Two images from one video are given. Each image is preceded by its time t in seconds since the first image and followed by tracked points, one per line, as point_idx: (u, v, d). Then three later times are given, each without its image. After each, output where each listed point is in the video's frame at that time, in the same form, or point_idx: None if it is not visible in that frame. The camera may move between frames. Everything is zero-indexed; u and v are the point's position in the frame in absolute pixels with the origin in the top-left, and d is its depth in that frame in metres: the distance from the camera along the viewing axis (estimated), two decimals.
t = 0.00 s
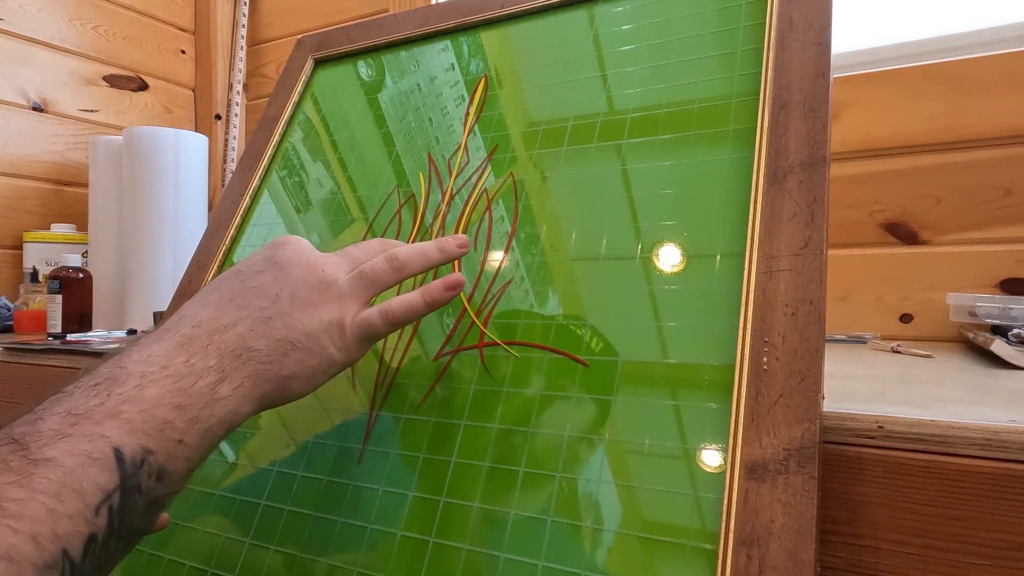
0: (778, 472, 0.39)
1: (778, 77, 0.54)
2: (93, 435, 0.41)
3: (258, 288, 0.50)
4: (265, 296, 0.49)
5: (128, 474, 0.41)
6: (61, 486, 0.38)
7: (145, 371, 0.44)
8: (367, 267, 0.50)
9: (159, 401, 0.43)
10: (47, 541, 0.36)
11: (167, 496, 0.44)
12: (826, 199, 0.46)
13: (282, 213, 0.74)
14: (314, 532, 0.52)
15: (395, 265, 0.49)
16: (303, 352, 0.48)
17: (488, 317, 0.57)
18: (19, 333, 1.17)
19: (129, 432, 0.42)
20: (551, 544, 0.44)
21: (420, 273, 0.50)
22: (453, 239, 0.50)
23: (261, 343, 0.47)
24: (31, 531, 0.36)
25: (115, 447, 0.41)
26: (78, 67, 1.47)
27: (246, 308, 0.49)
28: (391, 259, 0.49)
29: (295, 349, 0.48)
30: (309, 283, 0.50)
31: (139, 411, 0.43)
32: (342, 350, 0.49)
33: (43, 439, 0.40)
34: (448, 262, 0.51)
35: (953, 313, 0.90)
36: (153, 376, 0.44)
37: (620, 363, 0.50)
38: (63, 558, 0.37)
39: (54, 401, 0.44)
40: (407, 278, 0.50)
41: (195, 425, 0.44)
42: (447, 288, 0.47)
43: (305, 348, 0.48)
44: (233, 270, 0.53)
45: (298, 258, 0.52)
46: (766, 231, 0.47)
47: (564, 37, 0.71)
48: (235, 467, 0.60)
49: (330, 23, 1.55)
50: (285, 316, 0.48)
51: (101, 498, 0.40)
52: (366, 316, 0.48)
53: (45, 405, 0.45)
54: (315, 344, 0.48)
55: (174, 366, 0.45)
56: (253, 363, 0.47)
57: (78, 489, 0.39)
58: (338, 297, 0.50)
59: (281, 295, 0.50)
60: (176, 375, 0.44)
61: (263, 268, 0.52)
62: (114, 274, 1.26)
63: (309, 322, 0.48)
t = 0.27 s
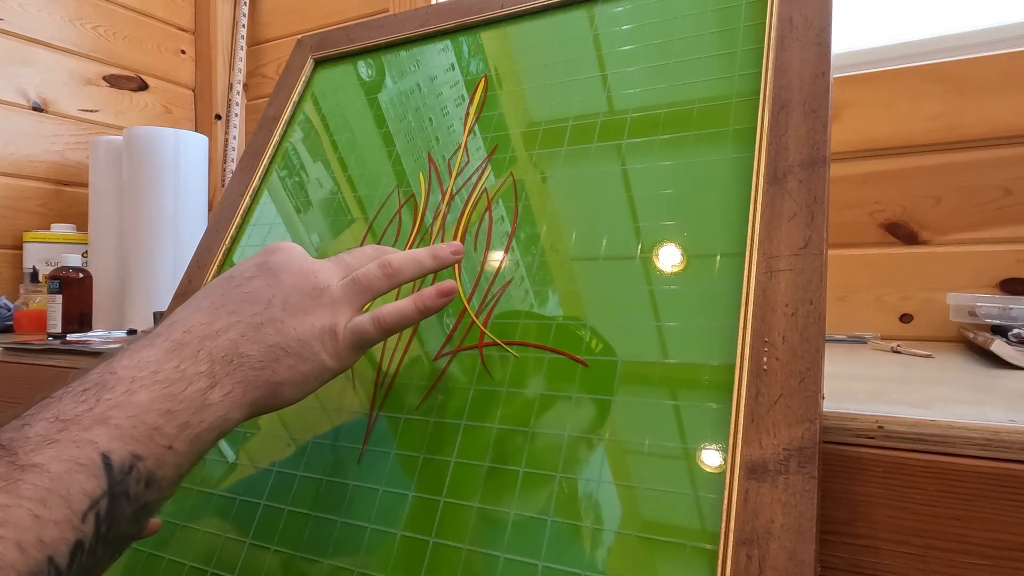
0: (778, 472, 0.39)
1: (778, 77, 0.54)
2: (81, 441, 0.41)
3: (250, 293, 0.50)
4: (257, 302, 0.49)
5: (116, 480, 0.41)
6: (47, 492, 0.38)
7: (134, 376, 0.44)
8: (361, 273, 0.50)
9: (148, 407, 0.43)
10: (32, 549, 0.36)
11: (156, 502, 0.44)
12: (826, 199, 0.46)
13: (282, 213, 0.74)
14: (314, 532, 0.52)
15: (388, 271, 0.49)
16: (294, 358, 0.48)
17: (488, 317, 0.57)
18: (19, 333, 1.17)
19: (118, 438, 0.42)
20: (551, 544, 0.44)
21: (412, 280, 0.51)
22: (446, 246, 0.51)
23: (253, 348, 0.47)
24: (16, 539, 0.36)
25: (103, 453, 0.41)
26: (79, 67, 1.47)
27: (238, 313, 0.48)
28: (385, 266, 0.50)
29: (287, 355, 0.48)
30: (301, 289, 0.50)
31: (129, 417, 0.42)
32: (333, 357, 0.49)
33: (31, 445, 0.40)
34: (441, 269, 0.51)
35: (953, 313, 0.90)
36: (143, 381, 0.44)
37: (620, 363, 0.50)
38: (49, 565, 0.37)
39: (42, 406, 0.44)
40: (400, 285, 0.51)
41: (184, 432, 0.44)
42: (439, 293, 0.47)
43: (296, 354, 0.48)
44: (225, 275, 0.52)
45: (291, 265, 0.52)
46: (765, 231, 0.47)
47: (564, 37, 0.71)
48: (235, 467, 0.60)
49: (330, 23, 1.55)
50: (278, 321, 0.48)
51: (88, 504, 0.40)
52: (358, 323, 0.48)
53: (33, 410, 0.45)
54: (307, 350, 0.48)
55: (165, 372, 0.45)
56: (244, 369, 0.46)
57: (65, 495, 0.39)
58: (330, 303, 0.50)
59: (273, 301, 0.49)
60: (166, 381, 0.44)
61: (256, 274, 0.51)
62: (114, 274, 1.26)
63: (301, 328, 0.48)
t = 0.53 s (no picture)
0: (778, 472, 0.39)
1: (778, 77, 0.54)
2: (73, 441, 0.41)
3: (245, 294, 0.50)
4: (251, 302, 0.49)
5: (109, 481, 0.41)
6: (39, 493, 0.38)
7: (128, 377, 0.44)
8: (356, 274, 0.50)
9: (141, 407, 0.43)
10: (25, 550, 0.37)
11: (151, 501, 0.44)
12: (826, 199, 0.46)
13: (282, 213, 0.74)
14: (314, 532, 0.52)
15: (383, 272, 0.49)
16: (289, 358, 0.48)
17: (488, 317, 0.57)
18: (19, 333, 1.17)
19: (110, 438, 0.42)
20: (551, 544, 0.44)
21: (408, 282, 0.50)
22: (441, 247, 0.50)
23: (247, 349, 0.47)
24: (8, 540, 0.36)
25: (96, 454, 0.41)
26: (79, 67, 1.47)
27: (232, 313, 0.49)
28: (379, 267, 0.49)
29: (281, 356, 0.48)
30: (296, 290, 0.50)
31: (122, 418, 0.42)
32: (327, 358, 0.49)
33: (24, 445, 0.40)
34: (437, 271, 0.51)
35: (953, 313, 0.90)
36: (136, 382, 0.44)
37: (620, 363, 0.50)
38: (41, 566, 0.37)
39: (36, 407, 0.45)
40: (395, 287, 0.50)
41: (177, 432, 0.44)
42: (434, 295, 0.47)
43: (290, 355, 0.48)
44: (220, 276, 0.53)
45: (285, 265, 0.52)
46: (765, 231, 0.47)
47: (564, 37, 0.71)
48: (235, 467, 0.60)
49: (330, 24, 1.55)
50: (272, 322, 0.48)
51: (81, 505, 0.40)
52: (352, 323, 0.48)
53: (28, 410, 0.45)
54: (301, 351, 0.48)
55: (158, 372, 0.45)
56: (238, 369, 0.46)
57: (57, 496, 0.39)
58: (325, 304, 0.50)
59: (268, 301, 0.50)
60: (160, 381, 0.44)
61: (250, 275, 0.52)
62: (114, 274, 1.26)
63: (295, 329, 0.48)
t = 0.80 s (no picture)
0: (778, 472, 0.39)
1: (778, 77, 0.54)
2: (62, 442, 0.41)
3: (238, 295, 0.49)
4: (244, 304, 0.49)
5: (99, 483, 0.42)
6: (29, 494, 0.39)
7: (118, 379, 0.44)
8: (349, 276, 0.49)
9: (132, 409, 0.43)
10: (15, 551, 0.37)
11: (140, 504, 0.45)
12: (825, 199, 0.46)
13: (282, 213, 0.74)
14: (314, 532, 0.52)
15: (376, 275, 0.49)
16: (282, 361, 0.47)
17: (488, 317, 0.57)
18: (19, 333, 1.17)
19: (100, 441, 0.42)
20: (551, 544, 0.44)
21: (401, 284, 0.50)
22: (435, 250, 0.50)
23: (240, 351, 0.47)
24: None
25: (87, 456, 0.41)
26: (79, 67, 1.47)
27: (225, 315, 0.48)
28: (373, 269, 0.49)
29: (274, 358, 0.47)
30: (289, 293, 0.49)
31: (113, 420, 0.43)
32: (320, 360, 0.48)
33: (14, 446, 0.41)
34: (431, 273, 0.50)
35: (953, 313, 0.90)
36: (127, 384, 0.44)
37: (620, 363, 0.50)
38: (31, 567, 0.38)
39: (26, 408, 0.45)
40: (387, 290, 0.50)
41: (168, 434, 0.44)
42: (427, 298, 0.46)
43: (283, 357, 0.47)
44: (213, 278, 0.52)
45: (279, 267, 0.51)
46: (765, 231, 0.47)
47: (564, 37, 0.71)
48: (235, 467, 0.60)
49: (330, 24, 1.55)
50: (265, 324, 0.48)
51: (71, 506, 0.40)
52: (345, 326, 0.48)
53: (18, 411, 0.45)
54: (294, 353, 0.48)
55: (150, 374, 0.45)
56: (231, 371, 0.46)
57: (46, 498, 0.39)
58: (319, 306, 0.49)
59: (261, 303, 0.49)
60: (151, 383, 0.44)
61: (243, 277, 0.51)
62: (114, 274, 1.26)
63: (289, 331, 0.48)
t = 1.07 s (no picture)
0: (778, 472, 0.39)
1: (778, 77, 0.54)
2: (51, 444, 0.41)
3: (230, 297, 0.50)
4: (236, 306, 0.49)
5: (88, 484, 0.41)
6: (17, 495, 0.39)
7: (109, 381, 0.44)
8: (341, 279, 0.49)
9: (122, 410, 0.43)
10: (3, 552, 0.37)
11: (132, 506, 0.44)
12: (825, 199, 0.46)
13: (282, 213, 0.74)
14: (314, 532, 0.52)
15: (368, 277, 0.49)
16: (273, 363, 0.47)
17: (488, 317, 0.57)
18: (19, 333, 1.18)
19: (89, 442, 0.42)
20: (551, 544, 0.44)
21: (393, 288, 0.50)
22: (427, 253, 0.49)
23: (232, 353, 0.47)
24: None
25: (76, 457, 0.41)
26: (79, 67, 1.47)
27: (217, 317, 0.48)
28: (365, 272, 0.49)
29: (266, 360, 0.47)
30: (281, 295, 0.49)
31: (102, 421, 0.43)
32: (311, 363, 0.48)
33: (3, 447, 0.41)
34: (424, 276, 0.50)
35: (953, 313, 0.90)
36: (117, 385, 0.44)
37: (620, 363, 0.50)
38: (17, 569, 0.37)
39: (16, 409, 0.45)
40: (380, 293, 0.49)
41: (158, 436, 0.44)
42: (418, 300, 0.45)
43: (275, 359, 0.47)
44: (205, 280, 0.53)
45: (271, 269, 0.52)
46: (766, 231, 0.47)
47: (564, 37, 0.71)
48: (235, 467, 0.60)
49: (330, 24, 1.55)
50: (256, 326, 0.48)
51: (59, 508, 0.40)
52: (336, 328, 0.47)
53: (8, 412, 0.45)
54: (285, 355, 0.48)
55: (140, 376, 0.45)
56: (222, 373, 0.46)
57: (35, 500, 0.39)
58: (310, 308, 0.49)
59: (253, 305, 0.49)
60: (142, 385, 0.44)
61: (235, 279, 0.51)
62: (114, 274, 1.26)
63: (280, 334, 0.48)
